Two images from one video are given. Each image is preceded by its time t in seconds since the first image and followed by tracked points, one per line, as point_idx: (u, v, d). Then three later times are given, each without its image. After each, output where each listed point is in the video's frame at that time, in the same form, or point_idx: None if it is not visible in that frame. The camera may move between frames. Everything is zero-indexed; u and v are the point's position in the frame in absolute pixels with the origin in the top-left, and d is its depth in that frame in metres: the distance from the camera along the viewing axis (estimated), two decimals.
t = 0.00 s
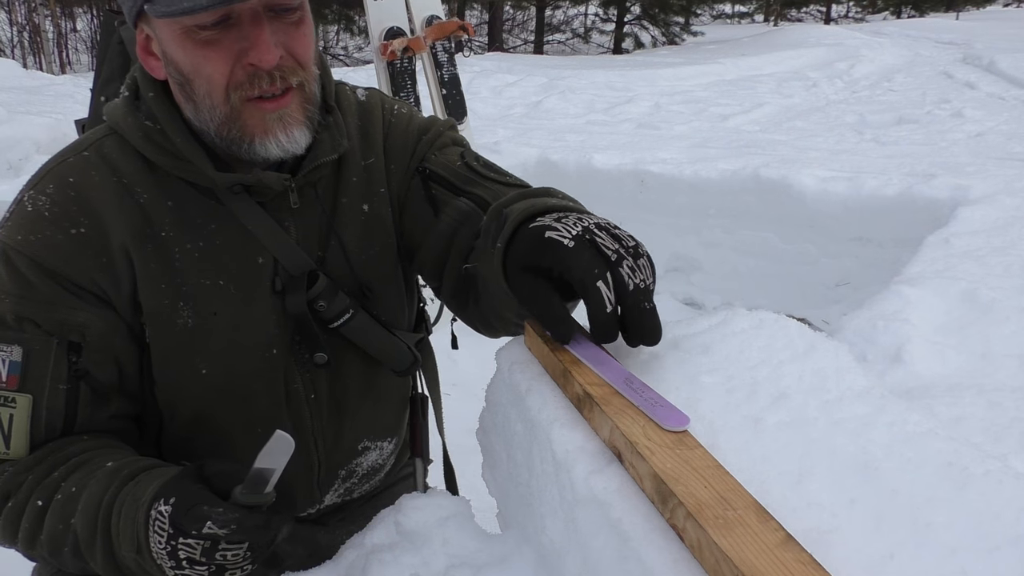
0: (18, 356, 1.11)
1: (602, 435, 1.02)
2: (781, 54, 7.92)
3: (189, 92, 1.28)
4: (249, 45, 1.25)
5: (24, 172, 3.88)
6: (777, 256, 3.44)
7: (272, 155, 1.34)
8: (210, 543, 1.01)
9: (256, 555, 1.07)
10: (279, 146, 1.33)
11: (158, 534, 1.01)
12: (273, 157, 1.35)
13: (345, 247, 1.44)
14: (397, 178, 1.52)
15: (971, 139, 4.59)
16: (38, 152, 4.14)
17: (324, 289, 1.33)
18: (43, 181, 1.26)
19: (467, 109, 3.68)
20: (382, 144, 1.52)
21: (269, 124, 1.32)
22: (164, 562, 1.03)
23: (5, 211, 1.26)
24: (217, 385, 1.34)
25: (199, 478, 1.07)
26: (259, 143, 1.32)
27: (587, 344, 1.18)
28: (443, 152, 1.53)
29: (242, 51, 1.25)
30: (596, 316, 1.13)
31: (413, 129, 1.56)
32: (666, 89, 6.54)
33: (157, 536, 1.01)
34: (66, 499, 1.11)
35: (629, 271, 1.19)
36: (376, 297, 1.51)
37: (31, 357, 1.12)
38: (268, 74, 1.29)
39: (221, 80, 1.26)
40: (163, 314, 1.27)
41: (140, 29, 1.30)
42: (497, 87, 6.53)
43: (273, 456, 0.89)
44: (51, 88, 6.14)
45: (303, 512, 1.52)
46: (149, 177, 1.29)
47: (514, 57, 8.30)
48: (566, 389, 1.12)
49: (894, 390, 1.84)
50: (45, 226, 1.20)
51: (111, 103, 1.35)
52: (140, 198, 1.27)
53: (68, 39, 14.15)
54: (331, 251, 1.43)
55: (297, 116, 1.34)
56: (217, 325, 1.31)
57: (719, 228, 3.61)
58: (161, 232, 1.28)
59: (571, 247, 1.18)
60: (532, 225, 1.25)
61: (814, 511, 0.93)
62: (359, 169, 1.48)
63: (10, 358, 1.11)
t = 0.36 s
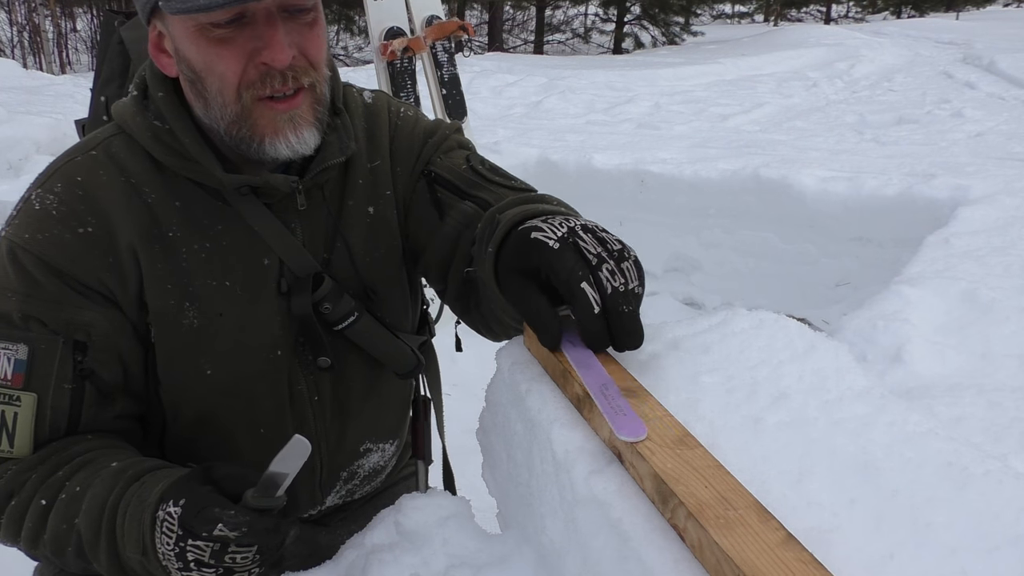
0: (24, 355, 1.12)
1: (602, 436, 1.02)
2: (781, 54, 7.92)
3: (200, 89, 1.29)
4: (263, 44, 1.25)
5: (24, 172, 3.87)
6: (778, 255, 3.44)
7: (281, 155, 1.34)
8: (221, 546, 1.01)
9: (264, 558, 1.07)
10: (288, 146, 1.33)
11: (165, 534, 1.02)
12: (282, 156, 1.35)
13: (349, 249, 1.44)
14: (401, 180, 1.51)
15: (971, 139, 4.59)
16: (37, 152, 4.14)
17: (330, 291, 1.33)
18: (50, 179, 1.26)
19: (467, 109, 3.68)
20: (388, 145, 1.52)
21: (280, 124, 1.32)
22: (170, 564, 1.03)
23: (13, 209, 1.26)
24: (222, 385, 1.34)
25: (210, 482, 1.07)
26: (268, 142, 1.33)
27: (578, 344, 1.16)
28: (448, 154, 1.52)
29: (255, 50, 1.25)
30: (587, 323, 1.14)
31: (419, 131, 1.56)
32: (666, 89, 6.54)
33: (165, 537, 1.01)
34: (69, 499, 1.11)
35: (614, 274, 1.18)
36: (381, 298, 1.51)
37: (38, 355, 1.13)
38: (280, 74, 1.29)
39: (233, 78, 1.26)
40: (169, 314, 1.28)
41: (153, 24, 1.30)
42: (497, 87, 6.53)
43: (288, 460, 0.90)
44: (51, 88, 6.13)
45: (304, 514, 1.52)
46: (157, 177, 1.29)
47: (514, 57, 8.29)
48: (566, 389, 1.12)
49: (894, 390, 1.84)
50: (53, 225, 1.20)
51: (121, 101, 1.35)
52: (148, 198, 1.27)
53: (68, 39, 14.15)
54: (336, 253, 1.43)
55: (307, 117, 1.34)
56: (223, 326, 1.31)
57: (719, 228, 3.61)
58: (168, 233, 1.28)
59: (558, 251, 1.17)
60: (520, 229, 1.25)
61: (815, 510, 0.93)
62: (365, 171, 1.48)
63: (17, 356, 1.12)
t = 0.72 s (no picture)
0: (27, 352, 1.12)
1: (602, 435, 1.02)
2: (781, 54, 7.91)
3: (209, 88, 1.29)
4: (273, 45, 1.25)
5: (24, 172, 3.87)
6: (778, 255, 3.43)
7: (287, 156, 1.34)
8: (228, 546, 1.01)
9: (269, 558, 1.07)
10: (294, 147, 1.33)
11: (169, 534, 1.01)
12: (288, 158, 1.35)
13: (349, 247, 1.44)
14: (400, 179, 1.51)
15: (971, 139, 4.59)
16: (37, 152, 4.14)
17: (330, 292, 1.31)
18: (52, 178, 1.26)
19: (467, 109, 3.68)
20: (386, 143, 1.52)
21: (286, 125, 1.32)
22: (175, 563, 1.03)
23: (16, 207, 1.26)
24: (223, 384, 1.34)
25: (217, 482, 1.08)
26: (274, 143, 1.33)
27: (587, 350, 1.16)
28: (446, 150, 1.52)
29: (265, 50, 1.25)
30: (597, 327, 1.13)
31: (417, 130, 1.56)
32: (666, 89, 6.54)
33: (170, 537, 1.01)
34: (72, 497, 1.11)
35: (621, 279, 1.18)
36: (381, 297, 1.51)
37: (40, 354, 1.13)
38: (289, 74, 1.29)
39: (241, 78, 1.26)
40: (171, 313, 1.28)
41: (162, 23, 1.30)
42: (497, 87, 6.53)
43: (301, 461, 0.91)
44: (50, 88, 6.13)
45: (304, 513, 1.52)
46: (161, 176, 1.29)
47: (514, 57, 8.29)
48: (567, 389, 1.12)
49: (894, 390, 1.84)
50: (56, 223, 1.21)
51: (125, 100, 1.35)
52: (151, 197, 1.27)
53: (68, 39, 14.16)
54: (337, 252, 1.43)
55: (314, 118, 1.34)
56: (225, 325, 1.31)
57: (719, 228, 3.61)
58: (171, 232, 1.28)
59: (566, 255, 1.17)
60: (524, 236, 1.24)
61: (814, 510, 0.93)
62: (364, 170, 1.48)
63: (21, 353, 1.12)
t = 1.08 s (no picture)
0: (28, 335, 1.11)
1: (602, 435, 1.02)
2: (781, 54, 7.91)
3: (204, 92, 1.29)
4: (266, 46, 1.25)
5: (24, 173, 3.87)
6: (778, 255, 3.43)
7: (286, 155, 1.34)
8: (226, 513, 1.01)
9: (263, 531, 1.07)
10: (293, 146, 1.33)
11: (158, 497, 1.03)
12: (286, 157, 1.35)
13: (352, 249, 1.45)
14: (415, 184, 1.53)
15: (971, 139, 4.59)
16: (37, 152, 4.13)
17: (334, 291, 1.33)
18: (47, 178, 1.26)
19: (467, 109, 3.68)
20: (394, 147, 1.54)
21: (284, 124, 1.32)
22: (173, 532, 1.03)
23: (13, 204, 1.26)
24: (223, 384, 1.34)
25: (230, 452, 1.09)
26: (273, 143, 1.32)
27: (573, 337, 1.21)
28: (461, 157, 1.55)
29: (259, 52, 1.25)
30: (557, 288, 1.19)
31: (428, 136, 1.58)
32: (666, 89, 6.53)
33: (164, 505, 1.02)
34: (58, 470, 1.10)
35: (589, 247, 1.24)
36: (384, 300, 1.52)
37: (40, 338, 1.12)
38: (285, 75, 1.29)
39: (236, 80, 1.27)
40: (172, 314, 1.27)
41: (155, 28, 1.30)
42: (497, 86, 6.53)
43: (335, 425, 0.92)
44: (50, 88, 6.12)
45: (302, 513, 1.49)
46: (161, 179, 1.29)
47: (514, 57, 8.27)
48: (566, 389, 1.12)
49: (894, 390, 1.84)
50: (56, 220, 1.20)
51: (122, 102, 1.34)
52: (151, 198, 1.27)
53: (68, 39, 14.15)
54: (338, 254, 1.44)
55: (311, 117, 1.34)
56: (227, 326, 1.32)
57: (719, 228, 3.60)
58: (172, 234, 1.28)
59: (533, 227, 1.27)
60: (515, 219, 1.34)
61: (815, 510, 0.93)
62: (370, 173, 1.49)
63: (21, 336, 1.11)
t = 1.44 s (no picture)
0: (103, 240, 1.11)
1: (602, 435, 1.03)
2: (781, 54, 7.91)
3: (217, 73, 1.37)
4: (284, 28, 1.37)
5: (24, 173, 3.86)
6: (778, 255, 3.43)
7: (296, 141, 1.43)
8: (406, 377, 0.93)
9: (400, 430, 0.90)
10: (303, 131, 1.43)
11: (312, 346, 0.94)
12: (296, 142, 1.44)
13: (358, 242, 1.52)
14: (416, 184, 1.64)
15: (971, 139, 4.58)
16: (37, 152, 4.13)
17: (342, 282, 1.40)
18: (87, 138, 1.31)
19: (467, 109, 3.68)
20: (398, 148, 1.64)
21: (295, 108, 1.42)
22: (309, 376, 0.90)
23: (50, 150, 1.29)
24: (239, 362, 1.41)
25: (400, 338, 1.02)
26: (283, 127, 1.41)
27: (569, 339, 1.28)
28: (461, 162, 1.67)
29: (276, 32, 1.37)
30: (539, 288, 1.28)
31: (430, 139, 1.70)
32: (666, 89, 6.53)
33: (317, 351, 0.92)
34: (161, 342, 0.99)
35: (565, 254, 1.33)
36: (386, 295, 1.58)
37: (114, 244, 1.12)
38: (299, 56, 1.40)
39: (252, 60, 1.37)
40: (205, 284, 1.33)
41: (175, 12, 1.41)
42: (497, 87, 6.52)
43: (635, 345, 1.08)
44: (50, 88, 6.12)
45: (302, 509, 1.46)
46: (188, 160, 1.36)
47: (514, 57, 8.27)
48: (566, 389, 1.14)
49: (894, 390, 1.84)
50: (116, 165, 1.26)
51: (138, 88, 1.42)
52: (183, 172, 1.35)
53: (68, 38, 14.14)
54: (346, 247, 1.51)
55: (320, 104, 1.45)
56: (252, 303, 1.37)
57: (720, 228, 3.59)
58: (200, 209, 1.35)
59: (513, 247, 1.35)
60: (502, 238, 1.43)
61: (815, 510, 0.93)
62: (376, 169, 1.58)
63: (95, 240, 1.10)
